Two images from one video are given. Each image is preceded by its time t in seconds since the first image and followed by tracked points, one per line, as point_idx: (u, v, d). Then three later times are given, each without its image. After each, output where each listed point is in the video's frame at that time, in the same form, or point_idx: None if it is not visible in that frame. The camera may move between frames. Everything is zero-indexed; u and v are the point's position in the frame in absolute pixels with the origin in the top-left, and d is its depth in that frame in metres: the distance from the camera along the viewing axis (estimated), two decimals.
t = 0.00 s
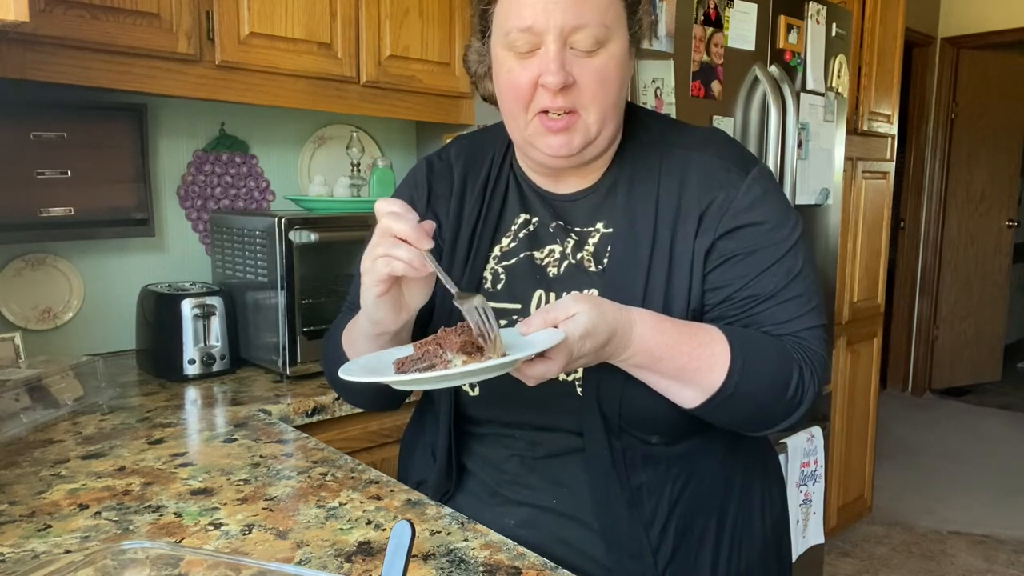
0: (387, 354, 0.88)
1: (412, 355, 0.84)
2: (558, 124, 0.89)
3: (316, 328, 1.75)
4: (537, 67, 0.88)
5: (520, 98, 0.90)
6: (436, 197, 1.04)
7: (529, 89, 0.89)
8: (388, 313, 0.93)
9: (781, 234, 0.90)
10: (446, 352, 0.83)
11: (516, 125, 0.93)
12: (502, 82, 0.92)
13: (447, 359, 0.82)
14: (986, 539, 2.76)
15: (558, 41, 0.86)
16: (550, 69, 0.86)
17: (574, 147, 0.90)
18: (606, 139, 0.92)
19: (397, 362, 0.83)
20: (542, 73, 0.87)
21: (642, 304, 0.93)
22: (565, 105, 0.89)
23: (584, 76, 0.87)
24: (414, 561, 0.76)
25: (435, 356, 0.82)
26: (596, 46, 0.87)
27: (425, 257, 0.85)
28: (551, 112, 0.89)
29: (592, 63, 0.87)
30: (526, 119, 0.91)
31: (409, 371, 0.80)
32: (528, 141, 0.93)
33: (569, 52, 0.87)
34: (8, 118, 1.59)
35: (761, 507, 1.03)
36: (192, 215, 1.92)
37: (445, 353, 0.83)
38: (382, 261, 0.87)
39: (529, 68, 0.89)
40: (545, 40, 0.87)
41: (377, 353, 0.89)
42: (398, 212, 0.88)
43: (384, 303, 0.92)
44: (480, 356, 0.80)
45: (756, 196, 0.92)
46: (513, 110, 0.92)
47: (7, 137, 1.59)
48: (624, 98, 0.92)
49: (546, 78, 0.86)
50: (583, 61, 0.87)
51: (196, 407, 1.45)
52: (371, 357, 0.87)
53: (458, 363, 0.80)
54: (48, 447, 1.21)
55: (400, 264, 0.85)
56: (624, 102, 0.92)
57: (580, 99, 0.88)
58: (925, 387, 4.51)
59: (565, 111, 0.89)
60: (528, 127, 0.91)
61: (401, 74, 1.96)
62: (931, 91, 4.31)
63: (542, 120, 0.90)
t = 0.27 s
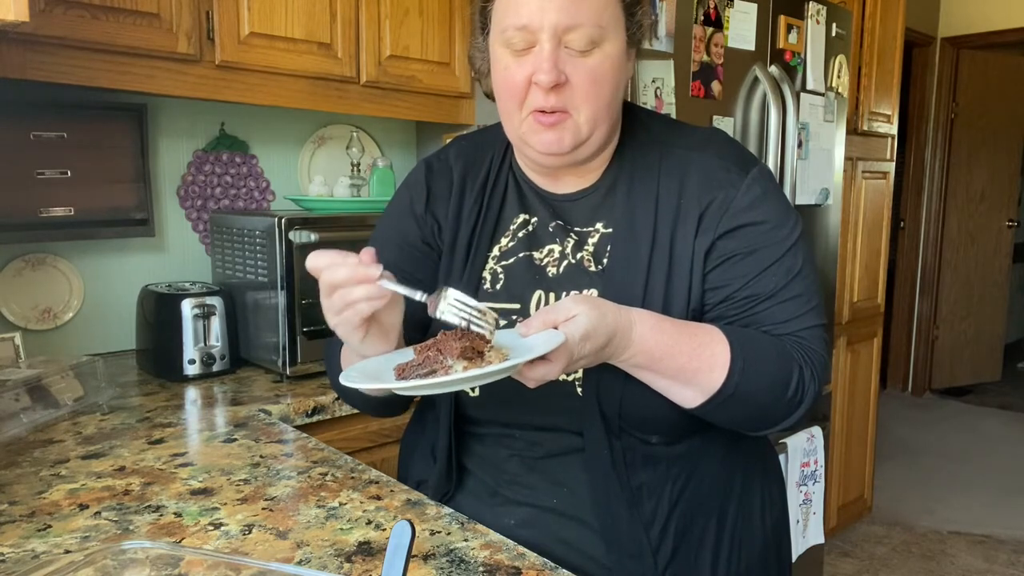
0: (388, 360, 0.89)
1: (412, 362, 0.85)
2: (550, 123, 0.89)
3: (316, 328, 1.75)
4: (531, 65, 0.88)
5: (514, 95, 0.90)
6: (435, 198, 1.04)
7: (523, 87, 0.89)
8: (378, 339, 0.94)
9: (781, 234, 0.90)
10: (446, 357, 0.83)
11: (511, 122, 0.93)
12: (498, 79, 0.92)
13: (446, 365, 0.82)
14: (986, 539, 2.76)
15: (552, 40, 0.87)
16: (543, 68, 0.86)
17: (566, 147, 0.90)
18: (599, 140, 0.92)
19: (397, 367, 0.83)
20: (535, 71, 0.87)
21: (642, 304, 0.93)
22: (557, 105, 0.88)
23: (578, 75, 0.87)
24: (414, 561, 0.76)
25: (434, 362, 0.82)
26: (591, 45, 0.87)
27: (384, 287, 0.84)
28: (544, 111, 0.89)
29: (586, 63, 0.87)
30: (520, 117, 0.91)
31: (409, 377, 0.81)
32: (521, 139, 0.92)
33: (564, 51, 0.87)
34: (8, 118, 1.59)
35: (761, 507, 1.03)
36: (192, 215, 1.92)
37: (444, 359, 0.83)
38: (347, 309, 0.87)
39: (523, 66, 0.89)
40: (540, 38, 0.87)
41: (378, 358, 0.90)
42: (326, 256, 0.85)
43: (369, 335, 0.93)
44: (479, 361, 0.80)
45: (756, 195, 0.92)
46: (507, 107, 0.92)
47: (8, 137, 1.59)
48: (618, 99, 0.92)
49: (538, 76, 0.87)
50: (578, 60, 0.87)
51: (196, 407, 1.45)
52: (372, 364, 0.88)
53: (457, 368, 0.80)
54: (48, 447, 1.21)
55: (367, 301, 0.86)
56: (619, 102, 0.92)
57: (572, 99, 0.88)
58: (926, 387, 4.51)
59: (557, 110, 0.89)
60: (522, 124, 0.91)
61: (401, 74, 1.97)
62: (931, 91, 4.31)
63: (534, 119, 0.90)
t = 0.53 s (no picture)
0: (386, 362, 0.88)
1: (410, 364, 0.84)
2: (546, 122, 0.89)
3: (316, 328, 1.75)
4: (527, 64, 0.88)
5: (511, 94, 0.90)
6: (433, 198, 1.03)
7: (519, 85, 0.89)
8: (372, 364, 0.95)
9: (781, 234, 0.90)
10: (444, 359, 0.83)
11: (508, 121, 0.93)
12: (496, 76, 0.92)
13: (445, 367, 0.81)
14: (986, 539, 2.76)
15: (549, 39, 0.86)
16: (540, 67, 0.86)
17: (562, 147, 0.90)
18: (595, 141, 0.92)
19: (395, 369, 0.83)
20: (532, 70, 0.87)
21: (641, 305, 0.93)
22: (554, 103, 0.89)
23: (574, 75, 0.87)
24: (414, 561, 0.76)
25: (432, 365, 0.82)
26: (589, 45, 0.87)
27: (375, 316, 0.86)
28: (540, 109, 0.89)
29: (583, 62, 0.87)
30: (516, 115, 0.91)
31: (408, 379, 0.80)
32: (518, 137, 0.93)
33: (561, 50, 0.87)
34: (8, 118, 1.59)
35: (761, 507, 1.03)
36: (192, 215, 1.92)
37: (443, 361, 0.82)
38: (339, 339, 0.88)
39: (520, 65, 0.89)
40: (538, 37, 0.87)
41: (378, 360, 0.90)
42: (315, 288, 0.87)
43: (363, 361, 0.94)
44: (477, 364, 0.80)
45: (756, 195, 0.92)
46: (505, 106, 0.92)
47: (8, 137, 1.59)
48: (616, 99, 0.92)
49: (535, 75, 0.87)
50: (574, 60, 0.87)
51: (196, 407, 1.45)
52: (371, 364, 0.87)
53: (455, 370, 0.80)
54: (48, 447, 1.21)
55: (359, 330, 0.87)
56: (616, 103, 0.92)
57: (569, 98, 0.88)
58: (926, 387, 4.51)
59: (553, 108, 0.89)
60: (519, 123, 0.91)
61: (401, 74, 1.97)
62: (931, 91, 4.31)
63: (531, 117, 0.90)
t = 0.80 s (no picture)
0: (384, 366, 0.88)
1: (409, 367, 0.84)
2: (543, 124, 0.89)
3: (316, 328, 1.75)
4: (525, 65, 0.88)
5: (509, 94, 0.90)
6: (433, 198, 1.03)
7: (517, 86, 0.89)
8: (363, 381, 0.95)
9: (780, 234, 0.90)
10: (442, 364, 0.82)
11: (506, 121, 0.93)
12: (494, 76, 0.92)
13: (442, 372, 0.81)
14: (986, 539, 2.76)
15: (547, 40, 0.87)
16: (537, 68, 0.86)
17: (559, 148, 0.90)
18: (593, 143, 0.92)
19: (393, 371, 0.83)
20: (530, 71, 0.87)
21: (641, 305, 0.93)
22: (552, 104, 0.89)
23: (571, 76, 0.87)
24: (414, 561, 0.76)
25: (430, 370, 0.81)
26: (586, 46, 0.87)
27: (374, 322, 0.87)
28: (538, 111, 0.90)
29: (581, 63, 0.87)
30: (514, 115, 0.91)
31: (406, 383, 0.80)
32: (516, 138, 0.93)
33: (559, 51, 0.87)
34: (8, 117, 1.59)
35: (761, 507, 1.03)
36: (192, 215, 1.92)
37: (440, 366, 0.82)
38: (334, 349, 0.88)
39: (518, 66, 0.89)
40: (536, 38, 0.87)
41: (377, 362, 0.90)
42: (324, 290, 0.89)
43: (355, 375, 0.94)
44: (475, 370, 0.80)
45: (756, 195, 0.92)
46: (503, 106, 0.92)
47: (7, 137, 1.59)
48: (614, 100, 0.92)
49: (532, 76, 0.87)
50: (572, 61, 0.87)
51: (196, 407, 1.45)
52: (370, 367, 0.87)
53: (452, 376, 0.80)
54: (48, 447, 1.21)
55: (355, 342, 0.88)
56: (614, 104, 0.92)
57: (566, 99, 0.88)
58: (926, 387, 4.51)
59: (550, 109, 0.89)
60: (517, 124, 0.92)
61: (401, 74, 1.97)
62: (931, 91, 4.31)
63: (529, 118, 0.90)
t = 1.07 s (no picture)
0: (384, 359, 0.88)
1: (408, 361, 0.84)
2: (543, 125, 0.89)
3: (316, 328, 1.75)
4: (524, 67, 0.88)
5: (509, 97, 0.91)
6: (432, 198, 1.03)
7: (516, 89, 0.89)
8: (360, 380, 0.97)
9: (780, 234, 0.90)
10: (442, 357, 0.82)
11: (506, 121, 0.93)
12: (494, 79, 0.92)
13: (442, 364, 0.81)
14: (986, 539, 2.76)
15: (546, 42, 0.87)
16: (536, 70, 0.87)
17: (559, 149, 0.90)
18: (593, 143, 0.92)
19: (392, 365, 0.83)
20: (529, 73, 0.87)
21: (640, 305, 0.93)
22: (551, 106, 0.89)
23: (570, 78, 0.87)
24: (414, 561, 0.76)
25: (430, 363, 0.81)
26: (585, 48, 0.87)
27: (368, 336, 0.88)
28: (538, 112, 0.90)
29: (580, 66, 0.87)
30: (514, 116, 0.91)
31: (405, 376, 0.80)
32: (516, 138, 0.93)
33: (558, 53, 0.87)
34: (8, 117, 1.59)
35: (761, 507, 1.03)
36: (192, 215, 1.92)
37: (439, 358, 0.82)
38: (328, 357, 0.89)
39: (517, 68, 0.89)
40: (535, 39, 0.87)
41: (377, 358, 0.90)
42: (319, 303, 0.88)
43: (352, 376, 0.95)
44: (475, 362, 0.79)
45: (756, 195, 0.92)
46: (502, 108, 0.92)
47: (7, 137, 1.59)
48: (614, 100, 0.92)
49: (531, 79, 0.87)
50: (571, 63, 0.87)
51: (196, 407, 1.45)
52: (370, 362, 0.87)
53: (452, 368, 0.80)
54: (48, 447, 1.21)
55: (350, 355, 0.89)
56: (613, 105, 0.92)
57: (566, 101, 0.88)
58: (926, 387, 4.51)
59: (550, 111, 0.89)
60: (517, 124, 0.92)
61: (401, 74, 1.97)
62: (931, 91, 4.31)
63: (529, 119, 0.90)
